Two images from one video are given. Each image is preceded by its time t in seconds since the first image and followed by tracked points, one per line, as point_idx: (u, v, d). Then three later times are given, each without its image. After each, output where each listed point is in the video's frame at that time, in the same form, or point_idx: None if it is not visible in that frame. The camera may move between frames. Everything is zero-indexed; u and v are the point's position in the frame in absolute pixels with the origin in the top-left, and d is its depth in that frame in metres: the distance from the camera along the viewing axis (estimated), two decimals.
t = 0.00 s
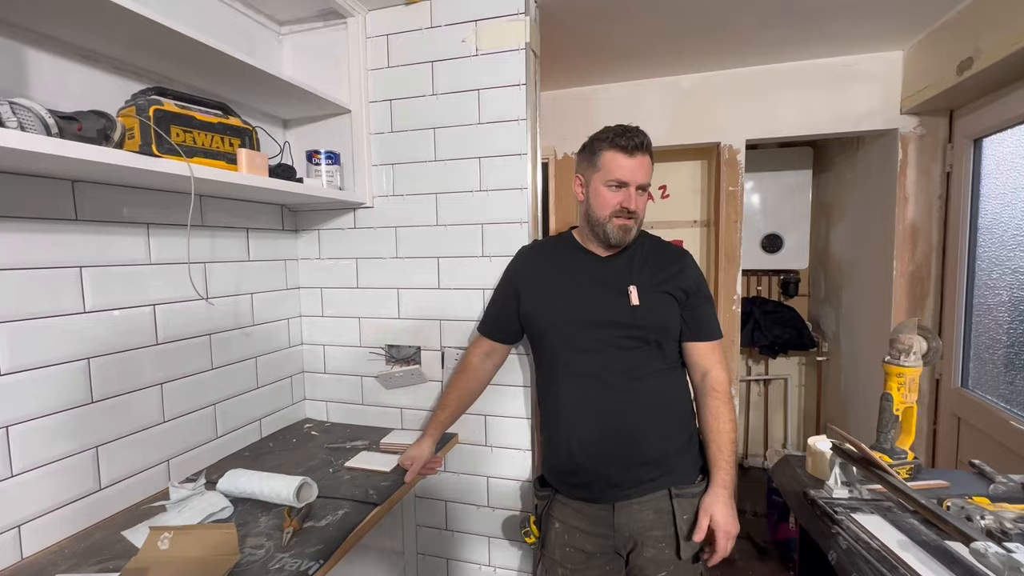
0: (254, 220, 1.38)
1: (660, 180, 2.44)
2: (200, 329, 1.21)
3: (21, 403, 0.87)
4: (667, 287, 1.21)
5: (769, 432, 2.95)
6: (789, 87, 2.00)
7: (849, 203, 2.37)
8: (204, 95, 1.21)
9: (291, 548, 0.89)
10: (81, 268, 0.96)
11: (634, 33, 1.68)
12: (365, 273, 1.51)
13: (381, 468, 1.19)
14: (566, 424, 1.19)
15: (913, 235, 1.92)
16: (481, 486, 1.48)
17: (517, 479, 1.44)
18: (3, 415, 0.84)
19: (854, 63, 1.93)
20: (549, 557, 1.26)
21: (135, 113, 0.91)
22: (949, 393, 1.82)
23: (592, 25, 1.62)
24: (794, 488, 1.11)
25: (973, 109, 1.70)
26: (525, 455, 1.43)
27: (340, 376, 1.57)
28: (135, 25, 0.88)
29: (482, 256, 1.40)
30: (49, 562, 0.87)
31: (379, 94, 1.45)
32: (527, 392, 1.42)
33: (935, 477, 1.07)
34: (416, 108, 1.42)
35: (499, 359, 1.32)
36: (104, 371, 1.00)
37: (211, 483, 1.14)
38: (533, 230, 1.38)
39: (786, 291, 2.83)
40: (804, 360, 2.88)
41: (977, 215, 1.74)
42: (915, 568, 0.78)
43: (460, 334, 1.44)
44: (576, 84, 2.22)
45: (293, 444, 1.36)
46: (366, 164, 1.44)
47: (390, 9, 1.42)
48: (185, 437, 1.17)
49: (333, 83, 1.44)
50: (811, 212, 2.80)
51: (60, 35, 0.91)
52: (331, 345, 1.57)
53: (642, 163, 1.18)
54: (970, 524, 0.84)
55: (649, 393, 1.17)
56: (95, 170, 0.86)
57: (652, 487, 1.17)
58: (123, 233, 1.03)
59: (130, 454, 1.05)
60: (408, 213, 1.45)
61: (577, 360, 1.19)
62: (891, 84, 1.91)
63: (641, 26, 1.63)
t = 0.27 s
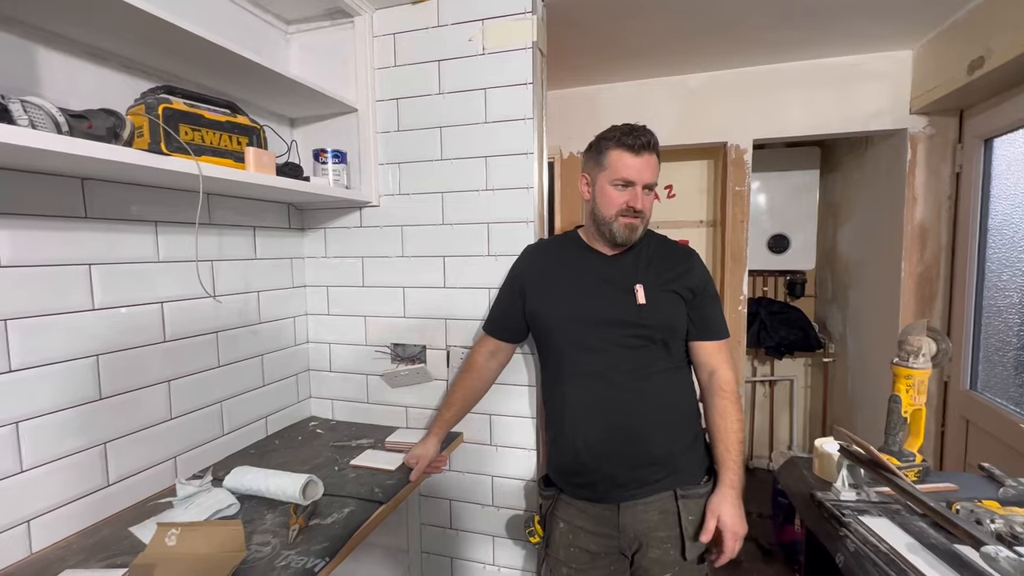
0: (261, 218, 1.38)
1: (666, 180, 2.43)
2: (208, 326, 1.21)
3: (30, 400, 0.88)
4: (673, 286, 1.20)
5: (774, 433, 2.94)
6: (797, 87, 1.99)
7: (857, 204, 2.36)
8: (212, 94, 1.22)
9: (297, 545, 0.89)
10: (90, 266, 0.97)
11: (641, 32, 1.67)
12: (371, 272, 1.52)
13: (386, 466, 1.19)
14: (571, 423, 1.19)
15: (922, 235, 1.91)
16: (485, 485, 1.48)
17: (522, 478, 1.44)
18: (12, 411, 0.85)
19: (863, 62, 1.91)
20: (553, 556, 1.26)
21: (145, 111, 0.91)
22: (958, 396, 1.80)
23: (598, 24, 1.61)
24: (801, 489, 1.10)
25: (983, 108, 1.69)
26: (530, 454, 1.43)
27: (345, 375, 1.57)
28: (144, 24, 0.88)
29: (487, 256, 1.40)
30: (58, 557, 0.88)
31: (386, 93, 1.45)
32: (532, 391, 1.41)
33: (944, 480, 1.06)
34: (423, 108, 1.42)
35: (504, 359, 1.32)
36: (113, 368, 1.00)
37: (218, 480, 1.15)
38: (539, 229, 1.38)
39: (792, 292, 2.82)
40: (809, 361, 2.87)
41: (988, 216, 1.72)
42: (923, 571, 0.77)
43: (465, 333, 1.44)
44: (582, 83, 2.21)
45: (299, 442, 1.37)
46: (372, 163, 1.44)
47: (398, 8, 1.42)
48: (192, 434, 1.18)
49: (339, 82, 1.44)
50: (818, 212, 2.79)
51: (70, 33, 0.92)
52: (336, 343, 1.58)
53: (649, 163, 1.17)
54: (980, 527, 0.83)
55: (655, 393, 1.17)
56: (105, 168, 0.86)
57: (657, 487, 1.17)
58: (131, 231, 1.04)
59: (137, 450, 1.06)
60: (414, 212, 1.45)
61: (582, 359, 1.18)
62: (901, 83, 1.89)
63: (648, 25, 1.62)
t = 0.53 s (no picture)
0: (266, 217, 1.39)
1: (671, 180, 2.42)
2: (213, 325, 1.22)
3: (37, 397, 0.88)
4: (678, 284, 1.20)
5: (778, 434, 2.93)
6: (802, 87, 1.98)
7: (862, 205, 2.35)
8: (219, 93, 1.22)
9: (302, 543, 0.90)
10: (98, 264, 0.97)
11: (646, 32, 1.66)
12: (375, 271, 1.52)
13: (390, 465, 1.19)
14: (575, 422, 1.19)
15: (928, 237, 1.90)
16: (489, 484, 1.49)
17: (525, 478, 1.44)
18: (21, 409, 0.86)
19: (869, 62, 1.90)
20: (557, 556, 1.26)
21: (152, 111, 0.91)
22: (964, 398, 1.79)
23: (604, 24, 1.61)
24: (806, 491, 1.10)
25: (991, 109, 1.68)
26: (534, 454, 1.43)
27: (350, 374, 1.58)
28: (151, 23, 0.88)
29: (492, 255, 1.40)
30: (65, 554, 0.88)
31: (391, 93, 1.45)
32: (536, 391, 1.41)
33: (950, 483, 1.05)
34: (428, 107, 1.42)
35: (508, 358, 1.32)
36: (119, 366, 1.01)
37: (223, 478, 1.15)
38: (544, 229, 1.38)
39: (796, 292, 2.81)
40: (814, 363, 2.86)
41: (994, 217, 1.71)
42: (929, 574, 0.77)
43: (469, 332, 1.44)
44: (587, 83, 2.21)
45: (303, 441, 1.37)
46: (377, 163, 1.44)
47: (403, 8, 1.42)
48: (198, 432, 1.18)
49: (345, 82, 1.44)
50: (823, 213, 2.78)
51: (79, 33, 0.92)
52: (340, 342, 1.58)
53: (653, 163, 1.17)
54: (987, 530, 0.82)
55: (660, 392, 1.17)
56: (113, 167, 0.86)
57: (662, 487, 1.17)
58: (138, 229, 1.04)
59: (143, 448, 1.06)
60: (419, 211, 1.46)
61: (586, 358, 1.18)
62: (907, 84, 1.89)
63: (654, 25, 1.62)
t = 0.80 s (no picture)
0: (267, 216, 1.39)
1: (672, 180, 2.42)
2: (214, 324, 1.22)
3: (38, 396, 0.88)
4: (679, 282, 1.20)
5: (778, 435, 2.93)
6: (804, 87, 1.98)
7: (863, 205, 2.35)
8: (220, 92, 1.22)
9: (303, 542, 0.90)
10: (99, 263, 0.97)
11: (648, 32, 1.66)
12: (376, 271, 1.52)
13: (391, 465, 1.19)
14: (576, 421, 1.19)
15: (929, 237, 1.90)
16: (489, 484, 1.48)
17: (526, 478, 1.44)
18: (21, 407, 0.85)
19: (871, 63, 1.90)
20: (557, 556, 1.26)
21: (153, 109, 0.91)
22: (965, 399, 1.79)
23: (605, 24, 1.61)
24: (807, 491, 1.10)
25: (993, 110, 1.67)
26: (534, 454, 1.43)
27: (350, 373, 1.57)
28: (153, 22, 0.88)
29: (493, 255, 1.40)
30: (65, 553, 0.88)
31: (392, 92, 1.45)
32: (536, 391, 1.41)
33: (951, 483, 1.05)
34: (429, 107, 1.42)
35: (509, 357, 1.32)
36: (120, 365, 1.01)
37: (224, 477, 1.15)
38: (545, 229, 1.38)
39: (797, 293, 2.81)
40: (814, 363, 2.85)
41: (996, 218, 1.71)
42: None
43: (470, 332, 1.44)
44: (588, 83, 2.21)
45: (303, 440, 1.37)
46: (378, 162, 1.44)
47: (405, 7, 1.42)
48: (198, 431, 1.18)
49: (346, 81, 1.44)
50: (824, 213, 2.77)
51: (81, 32, 0.92)
52: (341, 342, 1.58)
53: (653, 161, 1.17)
54: (988, 531, 0.82)
55: (661, 391, 1.17)
56: (114, 166, 0.86)
57: (662, 486, 1.17)
58: (139, 228, 1.04)
59: (144, 447, 1.06)
60: (420, 210, 1.46)
61: (587, 357, 1.18)
62: (909, 84, 1.88)
63: (655, 25, 1.61)
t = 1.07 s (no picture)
0: (268, 217, 1.39)
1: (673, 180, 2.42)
2: (214, 325, 1.22)
3: (38, 397, 0.88)
4: (679, 280, 1.20)
5: (779, 435, 2.93)
6: (805, 87, 1.98)
7: (865, 205, 2.34)
8: (220, 92, 1.22)
9: (303, 543, 0.89)
10: (99, 263, 0.97)
11: (649, 32, 1.66)
12: (377, 271, 1.52)
13: (392, 465, 1.19)
14: (576, 420, 1.18)
15: (931, 238, 1.89)
16: (490, 485, 1.48)
17: (526, 479, 1.44)
18: (21, 407, 0.85)
19: (872, 63, 1.90)
20: (557, 557, 1.26)
21: (154, 109, 0.91)
22: (967, 400, 1.79)
23: (606, 24, 1.61)
24: (808, 492, 1.10)
25: (994, 110, 1.67)
26: (535, 455, 1.43)
27: (351, 373, 1.57)
28: (153, 22, 0.88)
29: (494, 255, 1.40)
30: (65, 553, 0.88)
31: (393, 92, 1.45)
32: (537, 391, 1.41)
33: (953, 485, 1.05)
34: (429, 107, 1.42)
35: (509, 357, 1.31)
36: (120, 365, 1.01)
37: (224, 477, 1.15)
38: (546, 229, 1.38)
39: (798, 293, 2.80)
40: (815, 364, 2.85)
41: (998, 218, 1.71)
42: None
43: (471, 332, 1.44)
44: (589, 83, 2.20)
45: (304, 441, 1.37)
46: (379, 162, 1.44)
47: (406, 7, 1.42)
48: (199, 431, 1.18)
49: (347, 81, 1.44)
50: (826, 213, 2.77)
51: (82, 32, 0.92)
52: (342, 342, 1.58)
53: (652, 160, 1.17)
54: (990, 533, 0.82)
55: (661, 390, 1.16)
56: (114, 166, 0.86)
57: (663, 486, 1.16)
58: (139, 228, 1.04)
59: (144, 447, 1.06)
60: (420, 211, 1.45)
61: (587, 356, 1.18)
62: (911, 84, 1.88)
63: (656, 25, 1.61)
